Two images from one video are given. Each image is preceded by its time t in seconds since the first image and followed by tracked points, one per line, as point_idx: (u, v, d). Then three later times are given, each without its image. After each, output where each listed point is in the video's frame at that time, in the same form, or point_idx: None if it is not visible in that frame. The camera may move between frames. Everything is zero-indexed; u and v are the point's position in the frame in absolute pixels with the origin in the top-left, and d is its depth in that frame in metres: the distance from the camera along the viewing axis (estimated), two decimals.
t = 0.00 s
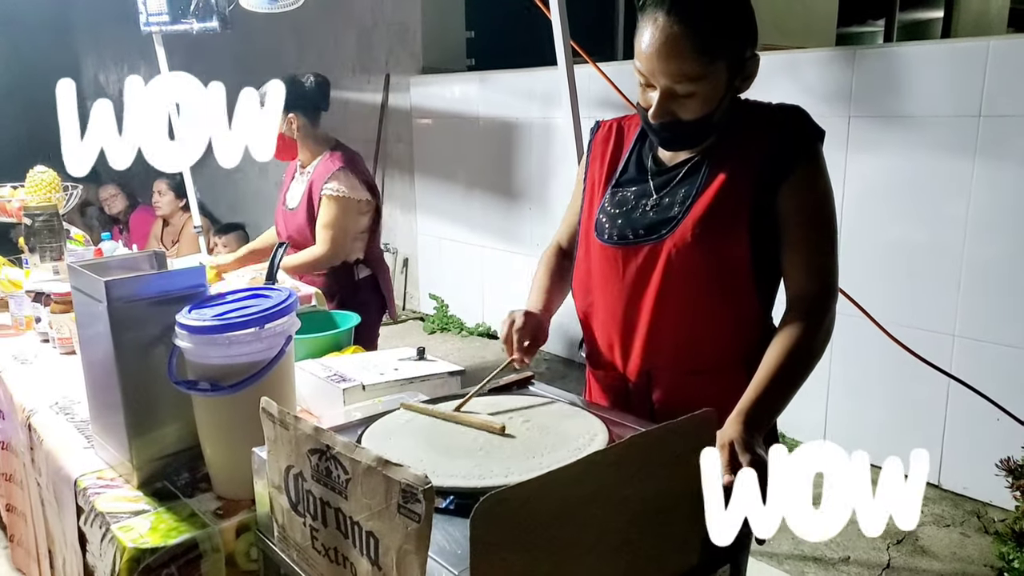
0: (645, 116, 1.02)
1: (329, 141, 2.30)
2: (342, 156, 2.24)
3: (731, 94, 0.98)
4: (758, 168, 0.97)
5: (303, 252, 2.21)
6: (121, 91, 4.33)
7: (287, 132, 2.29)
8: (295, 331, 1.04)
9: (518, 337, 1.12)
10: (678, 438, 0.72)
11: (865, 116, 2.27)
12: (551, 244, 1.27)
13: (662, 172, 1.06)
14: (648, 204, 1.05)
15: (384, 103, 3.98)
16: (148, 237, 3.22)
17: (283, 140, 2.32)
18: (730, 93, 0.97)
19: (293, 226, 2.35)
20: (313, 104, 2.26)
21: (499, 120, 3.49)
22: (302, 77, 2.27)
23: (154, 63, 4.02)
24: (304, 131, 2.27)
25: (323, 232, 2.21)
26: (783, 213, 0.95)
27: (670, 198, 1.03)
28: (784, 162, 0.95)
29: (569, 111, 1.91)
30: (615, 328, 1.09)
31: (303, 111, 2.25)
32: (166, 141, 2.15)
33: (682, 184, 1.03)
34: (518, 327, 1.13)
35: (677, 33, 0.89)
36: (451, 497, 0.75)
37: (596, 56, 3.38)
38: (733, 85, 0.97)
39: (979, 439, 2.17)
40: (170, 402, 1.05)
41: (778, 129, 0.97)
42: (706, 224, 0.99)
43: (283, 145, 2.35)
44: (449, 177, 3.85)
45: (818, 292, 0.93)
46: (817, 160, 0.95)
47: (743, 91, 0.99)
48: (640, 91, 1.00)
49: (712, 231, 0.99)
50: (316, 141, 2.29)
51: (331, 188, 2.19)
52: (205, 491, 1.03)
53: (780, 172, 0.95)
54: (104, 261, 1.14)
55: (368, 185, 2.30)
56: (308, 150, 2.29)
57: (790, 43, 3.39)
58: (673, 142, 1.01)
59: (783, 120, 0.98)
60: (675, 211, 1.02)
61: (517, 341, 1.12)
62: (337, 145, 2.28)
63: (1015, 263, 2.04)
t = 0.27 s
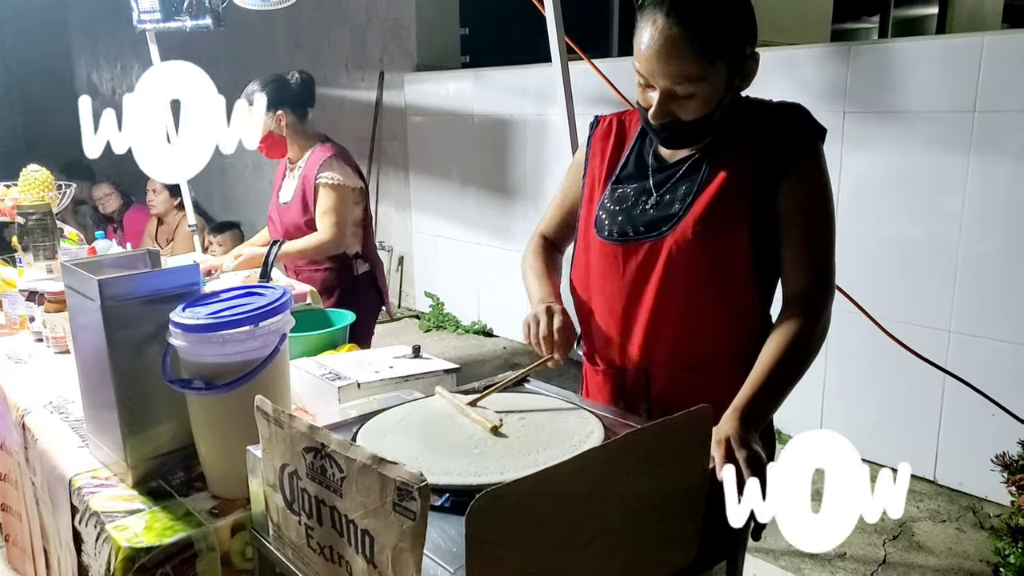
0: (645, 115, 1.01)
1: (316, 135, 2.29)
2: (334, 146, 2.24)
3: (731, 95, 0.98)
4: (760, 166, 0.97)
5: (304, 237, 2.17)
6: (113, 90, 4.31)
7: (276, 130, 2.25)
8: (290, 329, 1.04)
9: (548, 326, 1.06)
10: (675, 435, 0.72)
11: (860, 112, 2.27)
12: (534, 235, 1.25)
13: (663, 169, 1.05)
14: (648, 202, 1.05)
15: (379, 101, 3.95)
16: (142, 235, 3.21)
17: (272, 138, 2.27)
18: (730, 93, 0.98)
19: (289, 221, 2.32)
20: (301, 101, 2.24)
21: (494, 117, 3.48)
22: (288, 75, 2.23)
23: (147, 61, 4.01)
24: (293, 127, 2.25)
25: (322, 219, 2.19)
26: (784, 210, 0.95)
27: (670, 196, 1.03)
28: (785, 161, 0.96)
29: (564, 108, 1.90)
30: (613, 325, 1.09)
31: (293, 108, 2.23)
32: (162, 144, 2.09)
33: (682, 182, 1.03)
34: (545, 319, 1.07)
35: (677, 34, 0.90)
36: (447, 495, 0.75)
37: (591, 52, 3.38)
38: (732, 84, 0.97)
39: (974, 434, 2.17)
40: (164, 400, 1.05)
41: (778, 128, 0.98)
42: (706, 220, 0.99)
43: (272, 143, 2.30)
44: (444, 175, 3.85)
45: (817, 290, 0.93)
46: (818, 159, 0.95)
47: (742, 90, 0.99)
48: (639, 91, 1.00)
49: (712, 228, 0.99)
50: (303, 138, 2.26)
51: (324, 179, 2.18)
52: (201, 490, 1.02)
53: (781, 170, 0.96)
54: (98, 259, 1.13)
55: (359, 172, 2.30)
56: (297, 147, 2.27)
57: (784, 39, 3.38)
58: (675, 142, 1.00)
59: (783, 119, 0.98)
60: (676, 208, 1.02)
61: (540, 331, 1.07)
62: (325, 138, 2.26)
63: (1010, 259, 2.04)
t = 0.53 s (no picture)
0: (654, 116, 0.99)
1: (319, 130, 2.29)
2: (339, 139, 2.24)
3: (740, 94, 0.95)
4: (767, 166, 0.96)
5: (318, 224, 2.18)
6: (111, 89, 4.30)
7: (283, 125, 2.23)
8: (289, 328, 1.04)
9: (569, 322, 0.95)
10: (674, 434, 0.72)
11: (859, 109, 2.27)
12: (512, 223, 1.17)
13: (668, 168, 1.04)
14: (654, 201, 1.03)
15: (377, 100, 3.95)
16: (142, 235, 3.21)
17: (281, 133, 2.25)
18: (740, 93, 0.94)
19: (292, 214, 2.29)
20: (307, 96, 2.24)
21: (492, 115, 3.48)
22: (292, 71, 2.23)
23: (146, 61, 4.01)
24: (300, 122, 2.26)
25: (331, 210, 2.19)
26: (788, 210, 0.95)
27: (676, 194, 1.02)
28: (790, 161, 0.95)
29: (562, 106, 1.90)
30: (616, 323, 1.08)
31: (300, 102, 2.23)
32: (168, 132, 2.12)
33: (688, 180, 1.01)
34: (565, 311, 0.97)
35: (686, 41, 0.86)
36: (446, 494, 0.75)
37: (589, 50, 3.38)
38: (744, 86, 0.94)
39: (974, 431, 2.17)
40: (164, 400, 1.04)
41: (785, 127, 0.97)
42: (714, 221, 0.98)
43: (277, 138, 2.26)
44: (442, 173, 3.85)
45: (821, 290, 0.93)
46: (824, 159, 0.95)
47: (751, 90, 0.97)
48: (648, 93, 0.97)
49: (719, 228, 0.98)
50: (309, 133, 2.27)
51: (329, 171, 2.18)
52: (200, 489, 1.02)
53: (787, 170, 0.95)
54: (97, 258, 1.13)
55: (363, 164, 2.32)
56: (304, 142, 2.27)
57: (783, 36, 3.38)
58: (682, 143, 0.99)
59: (789, 118, 0.98)
60: (682, 208, 1.01)
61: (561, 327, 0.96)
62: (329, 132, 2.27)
63: (1010, 256, 2.04)
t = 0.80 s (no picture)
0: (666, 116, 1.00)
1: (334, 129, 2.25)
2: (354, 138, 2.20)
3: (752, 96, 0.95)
4: (778, 166, 0.95)
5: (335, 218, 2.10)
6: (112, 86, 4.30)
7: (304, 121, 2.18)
8: (289, 326, 1.04)
9: (582, 322, 0.90)
10: (677, 433, 0.72)
11: (862, 106, 2.26)
12: (504, 212, 1.09)
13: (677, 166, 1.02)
14: (663, 200, 1.02)
15: (378, 97, 3.93)
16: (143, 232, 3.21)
17: (300, 129, 2.18)
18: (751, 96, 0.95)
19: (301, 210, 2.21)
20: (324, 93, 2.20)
21: (493, 112, 3.47)
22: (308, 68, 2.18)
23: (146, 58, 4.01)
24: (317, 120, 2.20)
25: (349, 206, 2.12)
26: (797, 209, 0.94)
27: (685, 193, 1.01)
28: (800, 160, 0.94)
29: (564, 103, 1.89)
30: (623, 321, 1.08)
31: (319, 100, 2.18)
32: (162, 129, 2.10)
33: (697, 179, 1.00)
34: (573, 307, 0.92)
35: (703, 45, 0.86)
36: (447, 491, 0.75)
37: (591, 47, 3.37)
38: (758, 88, 0.94)
39: (976, 429, 2.17)
40: (165, 397, 1.04)
41: (794, 126, 0.96)
42: (724, 221, 0.97)
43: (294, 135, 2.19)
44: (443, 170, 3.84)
45: (827, 290, 0.93)
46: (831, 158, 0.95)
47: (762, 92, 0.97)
48: (660, 94, 0.96)
49: (730, 229, 0.97)
50: (325, 131, 2.21)
51: (347, 167, 2.12)
52: (201, 487, 1.02)
53: (796, 168, 0.94)
54: (98, 256, 1.13)
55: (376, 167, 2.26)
56: (321, 139, 2.21)
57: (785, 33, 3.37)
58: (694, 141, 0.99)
59: (798, 116, 0.97)
60: (692, 207, 1.00)
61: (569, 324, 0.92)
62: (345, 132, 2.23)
63: (1013, 254, 2.04)
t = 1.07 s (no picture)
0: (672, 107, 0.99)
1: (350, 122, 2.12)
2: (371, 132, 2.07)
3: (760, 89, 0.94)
4: (780, 159, 0.96)
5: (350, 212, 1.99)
6: (106, 77, 4.28)
7: (321, 114, 2.04)
8: (286, 319, 1.03)
9: (586, 329, 0.89)
10: (675, 425, 0.72)
11: (859, 97, 2.26)
12: (504, 208, 1.09)
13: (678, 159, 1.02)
14: (665, 193, 1.02)
15: (374, 88, 3.91)
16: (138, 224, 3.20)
17: (317, 122, 2.04)
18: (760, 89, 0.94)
19: (314, 204, 2.09)
20: (338, 84, 2.08)
21: (490, 104, 3.46)
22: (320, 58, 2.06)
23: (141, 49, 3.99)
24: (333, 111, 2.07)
25: (364, 199, 2.01)
26: (798, 202, 0.95)
27: (687, 186, 1.01)
28: (802, 154, 0.95)
29: (562, 96, 1.88)
30: (623, 314, 1.08)
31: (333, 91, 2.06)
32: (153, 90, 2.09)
33: (699, 172, 1.00)
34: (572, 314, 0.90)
35: (713, 39, 0.84)
36: (445, 484, 0.75)
37: (588, 38, 3.36)
38: (765, 81, 0.93)
39: (971, 420, 2.18)
40: (161, 390, 1.04)
41: (796, 120, 0.96)
42: (726, 216, 0.97)
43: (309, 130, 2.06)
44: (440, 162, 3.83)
45: (826, 284, 0.93)
46: (831, 151, 0.95)
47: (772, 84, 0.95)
48: (667, 86, 0.95)
49: (732, 222, 0.97)
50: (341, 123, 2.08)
51: (364, 160, 2.01)
52: (199, 480, 1.02)
53: (797, 162, 0.95)
54: (92, 248, 1.12)
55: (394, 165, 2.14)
56: (338, 132, 2.06)
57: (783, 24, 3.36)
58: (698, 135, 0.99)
59: (800, 110, 0.97)
60: (694, 201, 1.00)
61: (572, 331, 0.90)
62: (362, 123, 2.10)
63: (1008, 245, 2.04)
